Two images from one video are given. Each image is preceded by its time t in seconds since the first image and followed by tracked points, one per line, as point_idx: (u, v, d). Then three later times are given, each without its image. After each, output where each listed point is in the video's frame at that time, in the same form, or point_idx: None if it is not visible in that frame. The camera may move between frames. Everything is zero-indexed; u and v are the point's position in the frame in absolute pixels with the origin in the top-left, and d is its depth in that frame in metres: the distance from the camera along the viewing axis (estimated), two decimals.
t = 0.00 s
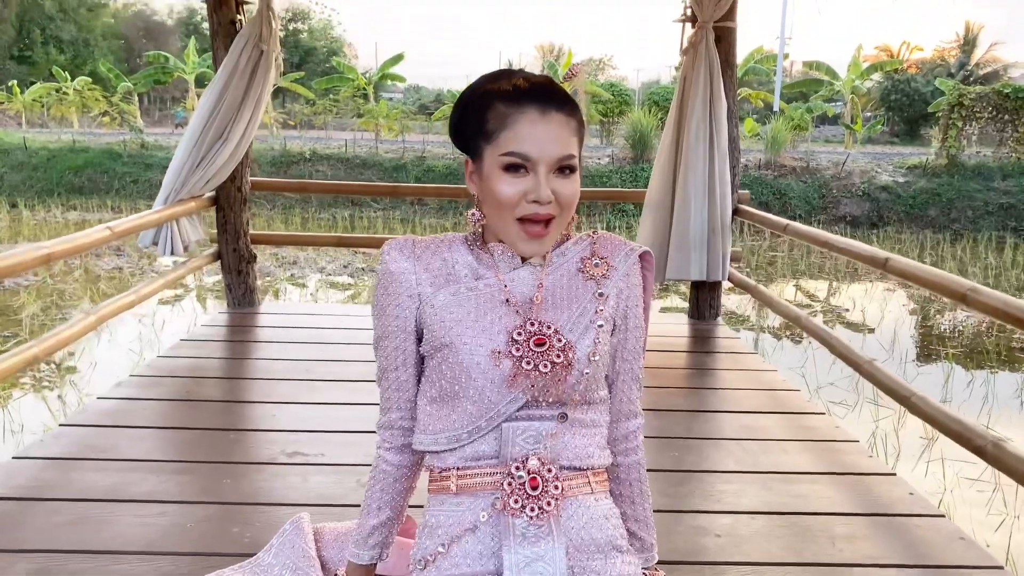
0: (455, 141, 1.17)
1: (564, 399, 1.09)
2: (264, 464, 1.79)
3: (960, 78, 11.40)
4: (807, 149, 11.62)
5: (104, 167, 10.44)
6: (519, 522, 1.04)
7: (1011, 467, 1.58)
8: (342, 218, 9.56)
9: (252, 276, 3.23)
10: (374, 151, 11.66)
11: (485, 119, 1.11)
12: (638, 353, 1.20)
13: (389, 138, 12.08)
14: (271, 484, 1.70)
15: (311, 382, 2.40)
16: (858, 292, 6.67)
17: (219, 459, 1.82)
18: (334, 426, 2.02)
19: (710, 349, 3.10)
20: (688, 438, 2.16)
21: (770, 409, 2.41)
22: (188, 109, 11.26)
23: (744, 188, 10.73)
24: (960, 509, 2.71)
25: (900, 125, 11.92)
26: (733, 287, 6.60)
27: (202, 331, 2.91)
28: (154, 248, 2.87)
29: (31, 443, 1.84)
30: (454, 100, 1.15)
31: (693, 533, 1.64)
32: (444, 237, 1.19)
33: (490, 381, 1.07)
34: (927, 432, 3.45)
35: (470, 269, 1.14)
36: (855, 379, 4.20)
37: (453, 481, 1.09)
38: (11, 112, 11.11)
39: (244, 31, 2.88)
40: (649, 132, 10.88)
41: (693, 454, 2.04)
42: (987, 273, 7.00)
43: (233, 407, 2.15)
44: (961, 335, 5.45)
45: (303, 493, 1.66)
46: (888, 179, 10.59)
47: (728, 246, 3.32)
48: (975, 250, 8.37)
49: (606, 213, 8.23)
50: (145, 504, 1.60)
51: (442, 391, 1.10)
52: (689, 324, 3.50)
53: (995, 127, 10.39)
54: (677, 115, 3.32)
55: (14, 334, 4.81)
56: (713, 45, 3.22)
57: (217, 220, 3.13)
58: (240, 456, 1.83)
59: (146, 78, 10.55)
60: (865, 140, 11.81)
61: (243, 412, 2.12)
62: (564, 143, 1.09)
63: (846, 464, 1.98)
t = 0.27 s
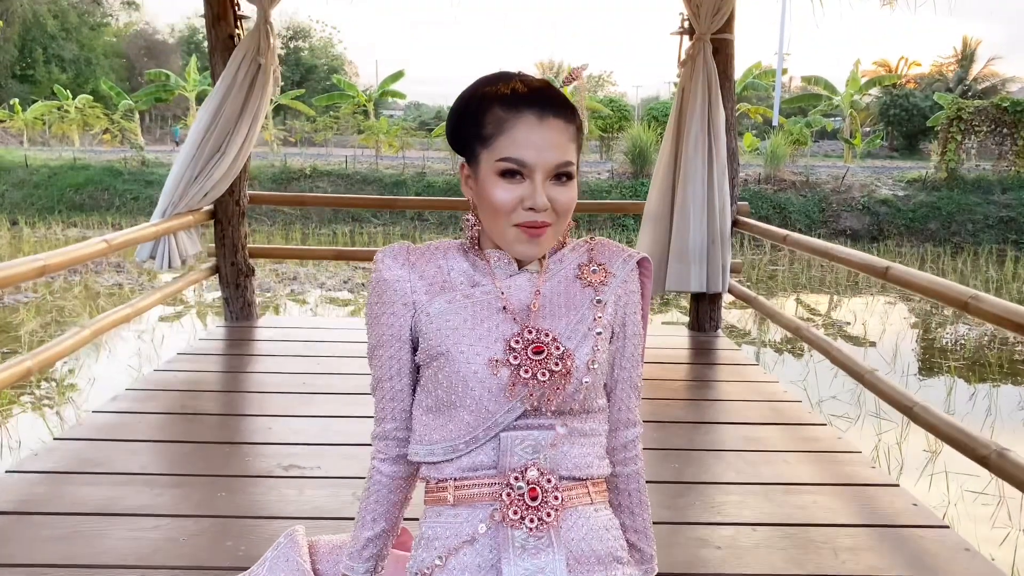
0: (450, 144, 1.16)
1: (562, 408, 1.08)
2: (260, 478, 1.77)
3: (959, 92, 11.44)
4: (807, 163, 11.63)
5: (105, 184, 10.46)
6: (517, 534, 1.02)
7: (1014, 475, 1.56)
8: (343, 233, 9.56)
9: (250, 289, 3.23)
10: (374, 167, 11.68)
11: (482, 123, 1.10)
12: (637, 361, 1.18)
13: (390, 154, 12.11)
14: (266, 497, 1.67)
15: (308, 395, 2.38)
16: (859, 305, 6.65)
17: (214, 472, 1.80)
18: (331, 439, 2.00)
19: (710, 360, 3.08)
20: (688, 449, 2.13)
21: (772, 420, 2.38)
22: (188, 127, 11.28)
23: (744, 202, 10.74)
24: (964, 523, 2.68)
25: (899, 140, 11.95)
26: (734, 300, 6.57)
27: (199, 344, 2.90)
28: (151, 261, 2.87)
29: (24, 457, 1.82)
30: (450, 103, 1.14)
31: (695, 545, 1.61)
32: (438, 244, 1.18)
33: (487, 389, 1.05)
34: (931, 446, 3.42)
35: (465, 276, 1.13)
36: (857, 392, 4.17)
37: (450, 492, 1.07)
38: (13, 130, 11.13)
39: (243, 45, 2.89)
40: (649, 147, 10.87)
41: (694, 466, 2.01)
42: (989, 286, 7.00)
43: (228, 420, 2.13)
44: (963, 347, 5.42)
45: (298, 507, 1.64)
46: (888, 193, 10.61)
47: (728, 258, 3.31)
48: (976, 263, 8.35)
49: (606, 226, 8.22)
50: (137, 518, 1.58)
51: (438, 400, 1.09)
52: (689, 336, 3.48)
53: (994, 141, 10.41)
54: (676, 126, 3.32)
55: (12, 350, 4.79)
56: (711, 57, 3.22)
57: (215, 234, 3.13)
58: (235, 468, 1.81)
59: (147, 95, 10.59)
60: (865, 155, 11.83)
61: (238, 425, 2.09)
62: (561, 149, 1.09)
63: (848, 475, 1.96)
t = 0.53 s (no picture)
0: (445, 148, 1.15)
1: (558, 413, 1.06)
2: (255, 488, 1.75)
3: (959, 105, 11.48)
4: (807, 175, 11.65)
5: (107, 198, 10.48)
6: (512, 541, 1.00)
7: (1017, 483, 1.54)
8: (343, 246, 9.57)
9: (248, 300, 3.23)
10: (375, 181, 11.70)
11: (479, 126, 1.09)
12: (633, 367, 1.16)
13: (391, 168, 12.13)
14: (261, 508, 1.65)
15: (306, 406, 2.36)
16: (861, 317, 6.63)
17: (209, 482, 1.78)
18: (328, 450, 1.98)
19: (711, 371, 3.06)
20: (689, 459, 2.11)
21: (774, 430, 2.36)
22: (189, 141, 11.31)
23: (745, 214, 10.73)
24: (968, 535, 2.65)
25: (899, 153, 11.97)
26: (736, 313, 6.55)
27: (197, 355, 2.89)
28: (148, 272, 2.88)
29: (18, 468, 1.80)
30: (446, 106, 1.13)
31: (695, 555, 1.59)
32: (432, 249, 1.17)
33: (481, 394, 1.03)
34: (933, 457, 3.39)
35: (460, 281, 1.11)
36: (859, 404, 4.14)
37: (444, 499, 1.06)
38: (15, 144, 11.16)
39: (241, 56, 2.90)
40: (650, 159, 10.86)
41: (695, 476, 1.99)
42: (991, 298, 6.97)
43: (225, 431, 2.11)
44: (966, 359, 5.39)
45: (293, 518, 1.61)
46: (889, 205, 10.61)
47: (729, 268, 3.30)
48: (977, 275, 8.34)
49: (607, 238, 8.22)
50: (130, 529, 1.56)
51: (431, 406, 1.07)
52: (690, 346, 3.46)
53: (995, 154, 10.42)
54: (675, 136, 3.31)
55: (10, 362, 4.77)
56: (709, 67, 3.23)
57: (213, 245, 3.13)
58: (231, 479, 1.80)
59: (149, 110, 10.63)
60: (865, 167, 11.84)
61: (235, 436, 2.08)
62: (560, 152, 1.08)
63: (851, 484, 1.94)
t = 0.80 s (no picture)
0: (446, 154, 1.14)
1: (556, 422, 1.05)
2: (253, 499, 1.74)
3: (958, 118, 11.50)
4: (807, 187, 11.66)
5: (107, 211, 10.49)
6: (509, 552, 1.00)
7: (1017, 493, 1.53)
8: (343, 257, 9.56)
9: (246, 311, 3.23)
10: (376, 194, 11.72)
11: (484, 135, 1.08)
12: (632, 375, 1.15)
13: (392, 180, 12.15)
14: (257, 519, 1.64)
15: (302, 416, 2.36)
16: (861, 329, 6.62)
17: (205, 493, 1.77)
18: (325, 461, 1.97)
19: (711, 382, 3.05)
20: (688, 470, 2.10)
21: (773, 441, 2.35)
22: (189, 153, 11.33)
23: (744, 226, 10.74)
24: (970, 546, 2.63)
25: (899, 166, 11.99)
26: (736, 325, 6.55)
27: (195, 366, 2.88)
28: (146, 284, 2.89)
29: (13, 480, 1.79)
30: (449, 114, 1.12)
31: (695, 566, 1.58)
32: (430, 258, 1.16)
33: (477, 404, 1.02)
34: (934, 470, 3.37)
35: (458, 290, 1.11)
36: (860, 416, 4.12)
37: (440, 510, 1.05)
38: (16, 157, 11.19)
39: (241, 67, 2.91)
40: (649, 171, 10.88)
41: (694, 487, 1.98)
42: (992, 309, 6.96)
43: (222, 442, 2.10)
44: (966, 371, 5.38)
45: (289, 529, 1.60)
46: (889, 217, 10.63)
47: (728, 278, 3.30)
48: (978, 287, 8.32)
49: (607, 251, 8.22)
50: (125, 540, 1.55)
51: (427, 416, 1.06)
52: (690, 357, 3.45)
53: (994, 166, 10.43)
54: (674, 146, 3.32)
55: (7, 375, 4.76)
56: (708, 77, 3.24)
57: (212, 255, 3.13)
58: (227, 490, 1.79)
59: (150, 123, 10.66)
60: (865, 180, 11.86)
61: (232, 447, 2.07)
62: (566, 162, 1.08)
63: (851, 495, 1.92)
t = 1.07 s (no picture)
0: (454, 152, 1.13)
1: (552, 424, 1.05)
2: (250, 503, 1.74)
3: (956, 128, 11.54)
4: (806, 197, 11.69)
5: (107, 221, 10.50)
6: (504, 551, 0.99)
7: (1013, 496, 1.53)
8: (342, 267, 9.56)
9: (245, 318, 3.23)
10: (375, 204, 11.72)
11: (496, 140, 1.07)
12: (630, 377, 1.15)
13: (391, 190, 12.16)
14: (254, 523, 1.64)
15: (300, 421, 2.36)
16: (861, 338, 6.62)
17: (203, 497, 1.77)
18: (323, 466, 1.97)
19: (709, 388, 3.05)
20: (686, 474, 2.10)
21: (771, 446, 2.35)
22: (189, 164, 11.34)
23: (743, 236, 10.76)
24: (970, 554, 2.62)
25: (897, 176, 12.00)
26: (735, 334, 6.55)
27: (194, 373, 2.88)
28: (145, 290, 2.90)
29: (11, 484, 1.79)
30: (462, 113, 1.11)
31: (692, 568, 1.58)
32: (427, 258, 1.16)
33: (473, 406, 1.02)
34: (934, 479, 3.36)
35: (456, 292, 1.10)
36: (859, 425, 4.12)
37: (436, 510, 1.04)
38: (16, 167, 11.20)
39: (241, 75, 2.92)
40: (648, 181, 10.90)
41: (692, 492, 1.98)
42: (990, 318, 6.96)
43: (220, 447, 2.10)
44: (965, 379, 5.38)
45: (286, 533, 1.60)
46: (887, 227, 10.65)
47: (726, 285, 3.30)
48: (976, 296, 8.32)
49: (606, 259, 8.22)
50: (123, 543, 1.55)
51: (423, 417, 1.06)
52: (688, 364, 3.46)
53: (992, 175, 10.44)
54: (671, 153, 3.33)
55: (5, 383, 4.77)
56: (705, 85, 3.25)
57: (210, 262, 3.14)
58: (224, 494, 1.79)
59: (150, 134, 10.68)
60: (863, 190, 11.88)
61: (230, 452, 2.07)
62: (576, 177, 1.07)
63: (849, 500, 1.92)
